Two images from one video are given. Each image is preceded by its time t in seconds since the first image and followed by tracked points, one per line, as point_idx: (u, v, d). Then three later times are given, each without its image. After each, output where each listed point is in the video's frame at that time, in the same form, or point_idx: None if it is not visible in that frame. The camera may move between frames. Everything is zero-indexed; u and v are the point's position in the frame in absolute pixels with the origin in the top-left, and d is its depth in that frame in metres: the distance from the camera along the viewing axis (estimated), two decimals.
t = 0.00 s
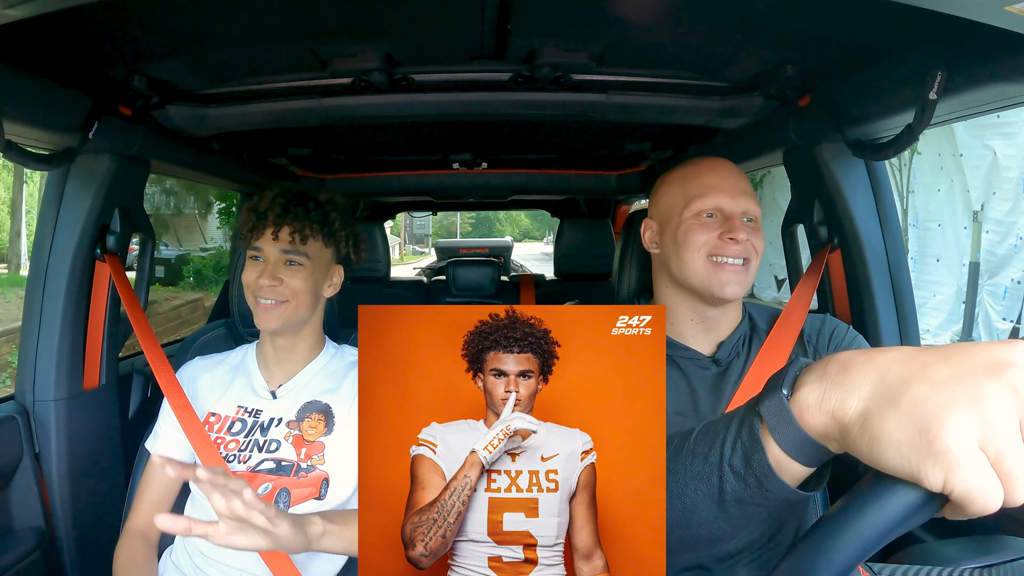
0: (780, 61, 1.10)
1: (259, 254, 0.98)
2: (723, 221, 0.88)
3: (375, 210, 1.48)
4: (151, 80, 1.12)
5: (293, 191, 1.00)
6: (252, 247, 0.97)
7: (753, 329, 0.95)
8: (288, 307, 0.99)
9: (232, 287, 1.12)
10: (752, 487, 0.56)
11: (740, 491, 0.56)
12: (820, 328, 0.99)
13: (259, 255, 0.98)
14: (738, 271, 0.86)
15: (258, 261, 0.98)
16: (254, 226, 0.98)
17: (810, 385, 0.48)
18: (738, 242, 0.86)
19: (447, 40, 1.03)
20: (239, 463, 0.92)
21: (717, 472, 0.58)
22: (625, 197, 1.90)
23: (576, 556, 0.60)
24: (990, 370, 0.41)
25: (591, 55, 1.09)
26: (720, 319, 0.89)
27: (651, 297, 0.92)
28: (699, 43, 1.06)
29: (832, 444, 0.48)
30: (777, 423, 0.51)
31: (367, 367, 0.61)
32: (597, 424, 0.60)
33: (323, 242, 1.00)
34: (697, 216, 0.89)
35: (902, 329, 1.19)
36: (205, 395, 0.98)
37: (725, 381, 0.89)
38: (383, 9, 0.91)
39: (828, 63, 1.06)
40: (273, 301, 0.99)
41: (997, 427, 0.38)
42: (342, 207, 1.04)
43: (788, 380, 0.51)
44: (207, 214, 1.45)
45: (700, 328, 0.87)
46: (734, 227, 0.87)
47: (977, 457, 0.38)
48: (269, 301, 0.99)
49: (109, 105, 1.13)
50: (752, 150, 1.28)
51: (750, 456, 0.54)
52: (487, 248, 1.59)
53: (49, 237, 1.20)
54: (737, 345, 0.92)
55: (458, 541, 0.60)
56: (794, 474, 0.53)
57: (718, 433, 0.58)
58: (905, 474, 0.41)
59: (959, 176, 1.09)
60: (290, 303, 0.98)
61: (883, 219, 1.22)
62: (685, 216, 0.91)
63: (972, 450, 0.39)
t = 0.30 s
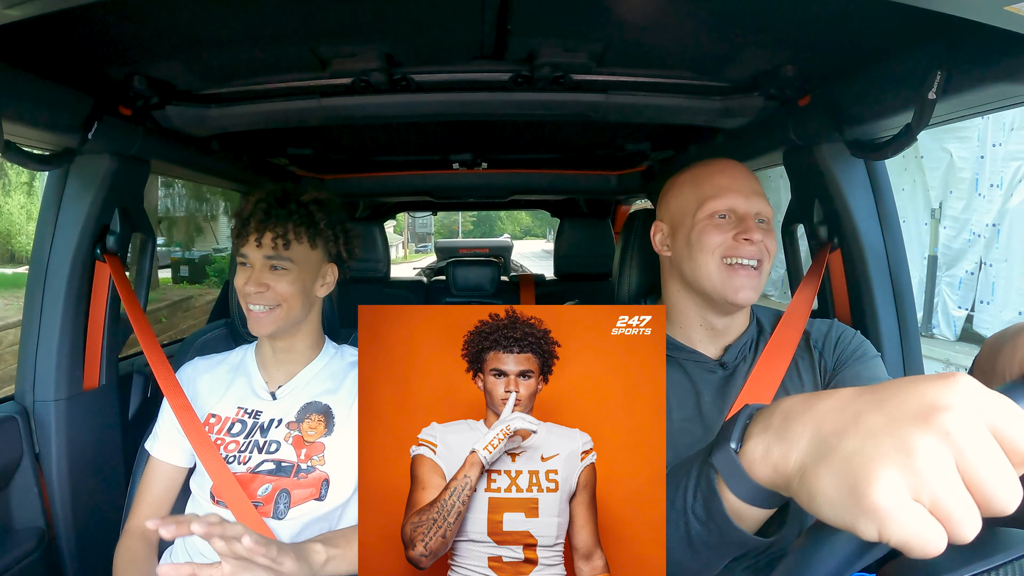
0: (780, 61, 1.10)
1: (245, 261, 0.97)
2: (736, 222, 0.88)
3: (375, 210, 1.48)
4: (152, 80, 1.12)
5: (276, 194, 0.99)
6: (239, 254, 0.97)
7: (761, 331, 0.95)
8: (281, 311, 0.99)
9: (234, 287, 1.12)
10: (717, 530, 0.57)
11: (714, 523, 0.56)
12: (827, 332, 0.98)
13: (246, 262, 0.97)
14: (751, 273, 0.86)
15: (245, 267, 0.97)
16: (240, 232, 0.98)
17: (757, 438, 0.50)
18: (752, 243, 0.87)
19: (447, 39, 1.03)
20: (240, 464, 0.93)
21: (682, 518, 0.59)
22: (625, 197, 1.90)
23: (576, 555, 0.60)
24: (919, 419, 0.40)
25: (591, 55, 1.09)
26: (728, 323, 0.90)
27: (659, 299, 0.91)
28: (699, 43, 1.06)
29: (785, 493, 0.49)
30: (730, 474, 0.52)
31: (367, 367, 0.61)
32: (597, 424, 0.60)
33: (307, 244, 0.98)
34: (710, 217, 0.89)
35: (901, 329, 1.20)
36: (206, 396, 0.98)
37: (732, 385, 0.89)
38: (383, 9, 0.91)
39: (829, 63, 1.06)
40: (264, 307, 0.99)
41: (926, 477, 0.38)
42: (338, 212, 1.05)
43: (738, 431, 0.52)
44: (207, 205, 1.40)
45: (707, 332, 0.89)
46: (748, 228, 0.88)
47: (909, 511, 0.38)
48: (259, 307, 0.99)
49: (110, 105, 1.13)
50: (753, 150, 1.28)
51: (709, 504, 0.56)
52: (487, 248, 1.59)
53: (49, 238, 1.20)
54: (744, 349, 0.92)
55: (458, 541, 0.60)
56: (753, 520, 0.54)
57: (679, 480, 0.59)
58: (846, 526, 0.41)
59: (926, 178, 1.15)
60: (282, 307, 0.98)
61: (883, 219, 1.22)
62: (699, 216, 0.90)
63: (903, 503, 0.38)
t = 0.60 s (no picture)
0: (780, 62, 1.10)
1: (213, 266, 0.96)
2: (725, 223, 0.89)
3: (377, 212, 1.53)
4: (152, 80, 1.12)
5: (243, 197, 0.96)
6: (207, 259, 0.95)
7: (756, 329, 0.97)
8: (252, 315, 0.96)
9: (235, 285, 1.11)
10: (716, 521, 0.59)
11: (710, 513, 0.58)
12: (825, 327, 1.01)
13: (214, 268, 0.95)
14: (738, 276, 0.85)
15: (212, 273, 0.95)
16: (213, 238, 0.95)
17: (763, 431, 0.51)
18: (741, 244, 0.87)
19: (446, 39, 1.03)
20: (240, 465, 0.92)
21: (681, 511, 0.61)
22: (625, 197, 1.90)
23: (576, 555, 0.60)
24: (931, 415, 0.40)
25: (590, 57, 1.09)
26: (719, 323, 0.89)
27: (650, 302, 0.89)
28: (699, 44, 1.06)
29: (790, 486, 0.50)
30: (735, 467, 0.53)
31: (367, 367, 0.61)
32: (597, 424, 0.60)
33: (266, 247, 0.94)
34: (699, 218, 0.91)
35: (901, 329, 1.20)
36: (206, 398, 0.98)
37: (726, 378, 0.89)
38: (382, 9, 0.91)
39: (828, 64, 1.06)
40: (238, 311, 0.96)
41: (937, 473, 0.38)
42: (305, 206, 0.99)
43: (743, 423, 0.53)
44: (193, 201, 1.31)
45: (699, 333, 0.88)
46: (737, 229, 0.89)
47: (918, 506, 0.38)
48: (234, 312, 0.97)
49: (110, 105, 1.13)
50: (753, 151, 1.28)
51: (709, 495, 0.58)
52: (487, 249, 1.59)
53: (49, 238, 1.20)
54: (738, 345, 0.94)
55: (458, 541, 0.60)
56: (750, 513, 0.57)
57: (679, 472, 0.61)
58: (853, 522, 0.41)
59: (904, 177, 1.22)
60: (252, 311, 0.96)
61: (883, 221, 1.22)
62: (687, 218, 0.92)
63: (913, 499, 0.38)
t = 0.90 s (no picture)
0: (779, 74, 1.11)
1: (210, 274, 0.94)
2: (725, 238, 0.89)
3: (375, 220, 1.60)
4: (153, 82, 1.12)
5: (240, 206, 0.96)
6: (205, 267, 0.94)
7: (754, 346, 0.99)
8: (246, 325, 0.95)
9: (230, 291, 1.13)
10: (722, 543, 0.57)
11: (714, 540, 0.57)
12: (824, 347, 1.01)
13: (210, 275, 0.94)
14: (741, 291, 0.87)
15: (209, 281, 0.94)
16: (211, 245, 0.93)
17: (747, 460, 0.52)
18: (743, 259, 0.87)
19: (447, 47, 1.03)
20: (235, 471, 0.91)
21: (679, 542, 0.61)
22: (624, 208, 1.91)
23: (576, 555, 0.60)
24: (909, 436, 0.40)
25: (592, 65, 1.10)
26: (717, 337, 0.92)
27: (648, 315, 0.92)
28: (700, 55, 1.07)
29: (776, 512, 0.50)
30: (724, 497, 0.53)
31: (367, 367, 0.60)
32: (597, 424, 0.60)
33: (263, 257, 0.94)
34: (698, 233, 0.90)
35: (897, 341, 1.20)
36: (202, 402, 0.98)
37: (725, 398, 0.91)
38: (384, 16, 0.92)
39: (828, 76, 1.07)
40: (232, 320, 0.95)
41: (914, 494, 0.38)
42: (304, 215, 1.01)
43: (729, 453, 0.54)
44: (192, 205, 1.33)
45: (699, 347, 0.91)
46: (738, 244, 0.89)
47: (895, 529, 0.38)
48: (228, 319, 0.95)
49: (111, 106, 1.13)
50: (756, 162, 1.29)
51: (704, 528, 0.58)
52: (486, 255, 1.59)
53: (45, 238, 1.19)
54: (738, 361, 0.95)
55: (458, 541, 0.60)
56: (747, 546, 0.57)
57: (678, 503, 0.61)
58: (836, 545, 0.41)
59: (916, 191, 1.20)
60: (246, 321, 0.95)
61: (882, 235, 1.23)
62: (686, 233, 0.91)
63: (891, 521, 0.38)
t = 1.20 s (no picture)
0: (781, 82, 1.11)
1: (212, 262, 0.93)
2: (720, 235, 0.89)
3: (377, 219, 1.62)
4: (155, 75, 1.12)
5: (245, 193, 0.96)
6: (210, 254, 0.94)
7: (756, 347, 0.99)
8: (246, 313, 0.94)
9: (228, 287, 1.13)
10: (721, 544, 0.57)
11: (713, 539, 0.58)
12: (826, 351, 1.01)
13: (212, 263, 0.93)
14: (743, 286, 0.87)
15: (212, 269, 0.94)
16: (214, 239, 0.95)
17: (751, 457, 0.51)
18: (740, 254, 0.87)
19: (450, 49, 1.04)
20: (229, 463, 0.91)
21: (680, 537, 0.61)
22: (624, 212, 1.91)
23: (576, 555, 0.60)
24: (911, 439, 0.40)
25: (595, 70, 1.10)
26: (721, 337, 0.93)
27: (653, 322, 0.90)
28: (703, 62, 1.08)
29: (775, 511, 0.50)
30: (725, 494, 0.53)
31: (367, 367, 0.60)
32: (597, 424, 0.60)
33: (268, 243, 0.93)
34: (694, 234, 0.90)
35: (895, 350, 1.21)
36: (197, 395, 0.97)
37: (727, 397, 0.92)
38: (387, 15, 0.92)
39: (830, 85, 1.08)
40: (231, 309, 0.95)
41: (914, 498, 0.38)
42: (311, 209, 0.99)
43: (732, 450, 0.53)
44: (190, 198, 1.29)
45: (704, 347, 0.92)
46: (733, 239, 0.88)
47: (894, 532, 0.38)
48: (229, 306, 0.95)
49: (115, 100, 1.12)
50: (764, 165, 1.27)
51: (705, 524, 0.58)
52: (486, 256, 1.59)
53: (45, 232, 1.18)
54: (740, 363, 0.97)
55: (458, 541, 0.60)
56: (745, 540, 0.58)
57: (676, 499, 0.62)
58: (833, 546, 0.41)
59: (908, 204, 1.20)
60: (245, 309, 0.94)
61: (882, 245, 1.22)
62: (682, 234, 0.91)
63: (890, 523, 0.38)
